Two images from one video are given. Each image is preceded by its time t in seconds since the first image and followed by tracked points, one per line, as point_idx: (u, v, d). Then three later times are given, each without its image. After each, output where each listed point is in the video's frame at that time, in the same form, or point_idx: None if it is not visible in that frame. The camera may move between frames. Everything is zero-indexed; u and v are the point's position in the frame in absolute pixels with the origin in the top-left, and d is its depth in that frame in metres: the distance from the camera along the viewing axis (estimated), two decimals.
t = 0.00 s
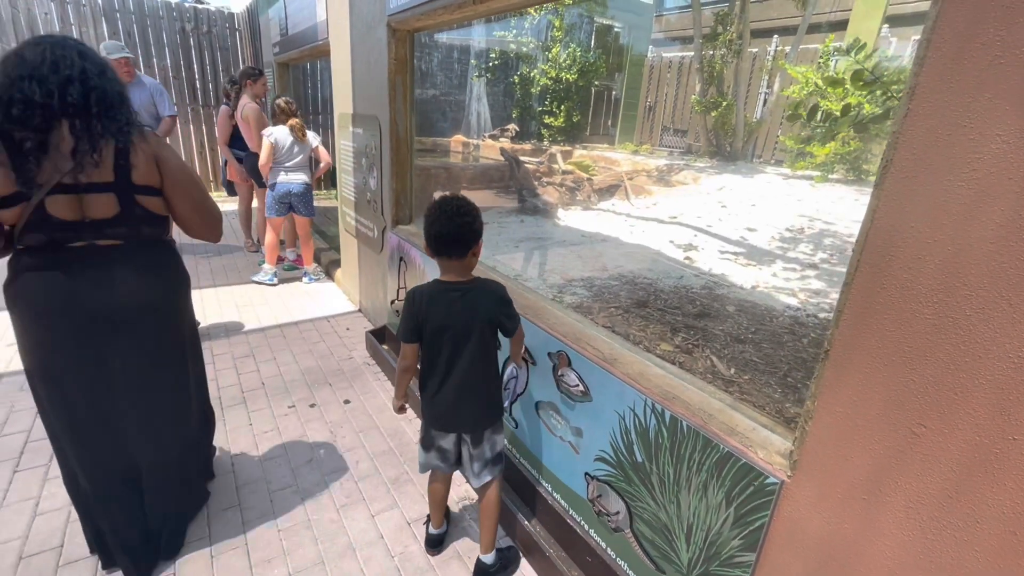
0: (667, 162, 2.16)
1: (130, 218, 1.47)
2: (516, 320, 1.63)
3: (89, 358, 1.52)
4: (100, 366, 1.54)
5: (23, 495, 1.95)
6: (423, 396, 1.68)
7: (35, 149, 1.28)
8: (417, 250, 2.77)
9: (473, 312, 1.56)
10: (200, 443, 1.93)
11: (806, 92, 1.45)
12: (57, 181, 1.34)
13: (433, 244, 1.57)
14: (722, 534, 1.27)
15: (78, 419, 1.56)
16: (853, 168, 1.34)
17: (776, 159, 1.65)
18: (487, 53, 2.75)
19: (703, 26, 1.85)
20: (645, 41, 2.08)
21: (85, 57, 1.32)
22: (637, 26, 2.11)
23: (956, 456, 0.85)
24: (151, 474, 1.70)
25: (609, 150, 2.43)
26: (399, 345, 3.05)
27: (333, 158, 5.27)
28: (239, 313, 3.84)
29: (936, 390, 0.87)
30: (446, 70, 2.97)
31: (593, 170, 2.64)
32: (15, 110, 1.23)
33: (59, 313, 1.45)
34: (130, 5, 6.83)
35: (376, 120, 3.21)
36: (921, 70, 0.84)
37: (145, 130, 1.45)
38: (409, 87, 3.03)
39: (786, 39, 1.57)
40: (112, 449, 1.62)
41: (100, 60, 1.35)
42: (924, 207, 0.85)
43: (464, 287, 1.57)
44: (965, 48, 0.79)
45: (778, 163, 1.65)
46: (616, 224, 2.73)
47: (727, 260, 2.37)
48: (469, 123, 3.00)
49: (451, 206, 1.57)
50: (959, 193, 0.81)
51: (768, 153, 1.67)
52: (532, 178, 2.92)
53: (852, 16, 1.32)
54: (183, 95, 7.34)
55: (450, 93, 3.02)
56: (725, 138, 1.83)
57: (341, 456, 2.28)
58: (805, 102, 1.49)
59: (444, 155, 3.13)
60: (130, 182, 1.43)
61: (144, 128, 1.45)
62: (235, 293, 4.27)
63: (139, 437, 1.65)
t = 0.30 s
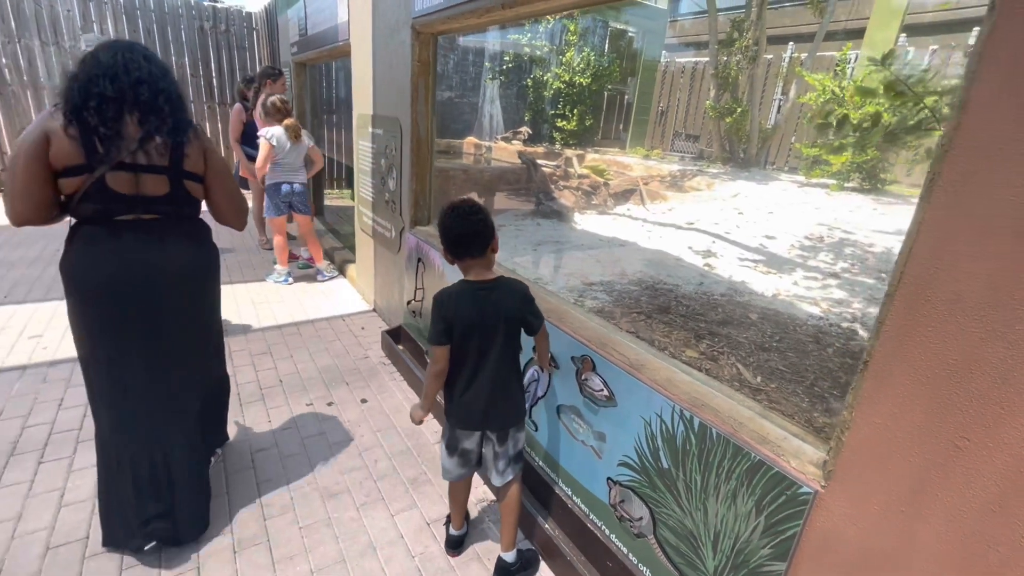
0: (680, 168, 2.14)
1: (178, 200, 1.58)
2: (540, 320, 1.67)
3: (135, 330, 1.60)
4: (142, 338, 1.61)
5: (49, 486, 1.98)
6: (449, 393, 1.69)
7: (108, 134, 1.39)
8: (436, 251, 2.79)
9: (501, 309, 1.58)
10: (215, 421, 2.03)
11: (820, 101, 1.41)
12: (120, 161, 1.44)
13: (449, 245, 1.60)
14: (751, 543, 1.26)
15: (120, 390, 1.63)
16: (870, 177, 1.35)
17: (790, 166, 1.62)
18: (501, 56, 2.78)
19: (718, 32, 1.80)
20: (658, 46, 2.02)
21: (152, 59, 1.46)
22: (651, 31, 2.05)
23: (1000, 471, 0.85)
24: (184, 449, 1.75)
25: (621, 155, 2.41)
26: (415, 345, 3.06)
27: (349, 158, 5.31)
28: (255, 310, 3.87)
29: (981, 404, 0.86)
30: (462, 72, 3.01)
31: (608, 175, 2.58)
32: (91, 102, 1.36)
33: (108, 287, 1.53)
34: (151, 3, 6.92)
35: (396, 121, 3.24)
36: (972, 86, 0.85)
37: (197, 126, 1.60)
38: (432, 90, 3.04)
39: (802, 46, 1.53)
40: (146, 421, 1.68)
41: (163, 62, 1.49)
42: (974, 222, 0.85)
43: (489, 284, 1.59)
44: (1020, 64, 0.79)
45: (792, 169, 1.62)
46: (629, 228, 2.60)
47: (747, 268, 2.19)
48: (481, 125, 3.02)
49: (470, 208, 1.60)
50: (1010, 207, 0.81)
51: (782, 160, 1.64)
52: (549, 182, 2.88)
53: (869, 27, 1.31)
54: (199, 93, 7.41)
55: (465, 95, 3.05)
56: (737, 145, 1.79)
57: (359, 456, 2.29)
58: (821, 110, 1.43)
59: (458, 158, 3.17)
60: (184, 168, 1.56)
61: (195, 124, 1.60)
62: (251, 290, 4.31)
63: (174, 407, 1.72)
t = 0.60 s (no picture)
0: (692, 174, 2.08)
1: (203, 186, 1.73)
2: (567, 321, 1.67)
3: (155, 305, 1.75)
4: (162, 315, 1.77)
5: (74, 479, 1.99)
6: (475, 393, 1.69)
7: (140, 126, 1.55)
8: (455, 252, 2.79)
9: (530, 309, 1.58)
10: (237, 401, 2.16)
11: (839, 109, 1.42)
12: (152, 151, 1.59)
13: (477, 246, 1.59)
14: (784, 553, 1.25)
15: (141, 354, 1.79)
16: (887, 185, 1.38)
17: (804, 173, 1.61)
18: (516, 58, 2.81)
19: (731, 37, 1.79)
20: (672, 50, 2.02)
21: (170, 57, 1.62)
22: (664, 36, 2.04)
23: None
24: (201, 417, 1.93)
25: (632, 159, 2.34)
26: (431, 346, 3.06)
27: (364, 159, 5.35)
28: (271, 308, 3.89)
29: None
30: (478, 75, 3.05)
31: (624, 178, 2.46)
32: (123, 97, 1.52)
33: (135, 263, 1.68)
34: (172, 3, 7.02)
35: (417, 122, 3.25)
36: None
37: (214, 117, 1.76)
38: (453, 91, 3.03)
39: (818, 52, 1.51)
40: (161, 387, 1.84)
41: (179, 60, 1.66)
42: None
43: (518, 285, 1.59)
44: None
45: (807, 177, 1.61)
46: (646, 233, 2.49)
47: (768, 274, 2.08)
48: (494, 127, 3.05)
49: (500, 210, 1.60)
50: None
51: (795, 165, 1.62)
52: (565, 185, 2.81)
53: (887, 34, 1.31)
54: (216, 92, 7.48)
55: (480, 97, 3.08)
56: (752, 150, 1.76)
57: (378, 455, 2.29)
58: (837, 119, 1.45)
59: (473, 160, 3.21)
60: (207, 155, 1.71)
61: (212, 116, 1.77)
62: (267, 288, 4.33)
63: (190, 379, 1.88)
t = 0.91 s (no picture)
0: (704, 179, 2.02)
1: (183, 182, 1.79)
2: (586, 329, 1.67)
3: (138, 286, 1.86)
4: (153, 297, 1.89)
5: (94, 476, 2.01)
6: (492, 396, 1.69)
7: (123, 123, 1.64)
8: (472, 255, 2.79)
9: (551, 314, 1.59)
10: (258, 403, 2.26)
11: (857, 115, 1.40)
12: (133, 147, 1.67)
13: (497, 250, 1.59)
14: (810, 565, 1.24)
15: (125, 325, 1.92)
16: (903, 194, 1.35)
17: (817, 179, 1.58)
18: (528, 62, 2.81)
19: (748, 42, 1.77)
20: (685, 55, 2.02)
21: (163, 57, 1.70)
22: (677, 41, 2.03)
23: None
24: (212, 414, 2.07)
25: (643, 164, 2.29)
26: (444, 348, 3.06)
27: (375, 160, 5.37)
28: (285, 308, 3.91)
29: None
30: (491, 77, 3.05)
31: (637, 183, 2.39)
32: (109, 95, 1.61)
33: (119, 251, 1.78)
34: (189, 5, 7.09)
35: (433, 124, 3.27)
36: None
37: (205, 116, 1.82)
38: (471, 95, 3.05)
39: (832, 59, 1.51)
40: (151, 358, 1.99)
41: (174, 59, 1.74)
42: None
43: (541, 291, 1.59)
44: None
45: (819, 183, 1.59)
46: (658, 239, 2.37)
47: (786, 283, 1.93)
48: (506, 130, 3.05)
49: (524, 215, 1.60)
50: None
51: (810, 172, 1.61)
52: (580, 191, 2.71)
53: (903, 39, 1.32)
54: (231, 93, 7.55)
55: (493, 101, 3.09)
56: (766, 153, 1.75)
57: (392, 457, 2.29)
58: (852, 126, 1.43)
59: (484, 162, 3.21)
60: (187, 153, 1.77)
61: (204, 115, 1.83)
62: (280, 288, 4.36)
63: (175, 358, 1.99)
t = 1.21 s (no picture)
0: (714, 182, 2.00)
1: (173, 176, 1.86)
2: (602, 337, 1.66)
3: (137, 276, 1.95)
4: (151, 286, 1.98)
5: (109, 476, 2.01)
6: (503, 402, 1.67)
7: (116, 118, 1.73)
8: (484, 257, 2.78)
9: (568, 320, 1.57)
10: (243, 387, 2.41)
11: (871, 118, 1.37)
12: (125, 141, 1.76)
13: (513, 254, 1.57)
14: None
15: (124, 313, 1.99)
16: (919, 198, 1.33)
17: (828, 184, 1.55)
18: (538, 65, 2.81)
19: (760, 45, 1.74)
20: (694, 58, 1.99)
21: (163, 55, 1.78)
22: (686, 46, 2.01)
23: None
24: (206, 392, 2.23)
25: (653, 167, 2.26)
26: (455, 351, 3.04)
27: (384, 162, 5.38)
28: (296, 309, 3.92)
29: None
30: (502, 82, 3.05)
31: (648, 186, 2.34)
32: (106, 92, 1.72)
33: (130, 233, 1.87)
34: (202, 8, 7.16)
35: (447, 127, 3.26)
36: None
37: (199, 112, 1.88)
38: (485, 97, 3.05)
39: (845, 62, 1.47)
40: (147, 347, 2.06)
41: (175, 58, 1.81)
42: None
43: (558, 296, 1.57)
44: None
45: (830, 188, 1.56)
46: (672, 242, 2.34)
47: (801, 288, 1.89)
48: (515, 133, 3.04)
49: (538, 221, 1.58)
50: None
51: (822, 175, 1.57)
52: (592, 194, 2.68)
53: (914, 45, 1.30)
54: (242, 95, 7.60)
55: (504, 104, 3.09)
56: (777, 156, 1.70)
57: (404, 460, 2.28)
58: (865, 129, 1.40)
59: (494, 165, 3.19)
60: (174, 147, 1.82)
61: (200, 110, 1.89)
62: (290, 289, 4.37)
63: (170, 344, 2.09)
